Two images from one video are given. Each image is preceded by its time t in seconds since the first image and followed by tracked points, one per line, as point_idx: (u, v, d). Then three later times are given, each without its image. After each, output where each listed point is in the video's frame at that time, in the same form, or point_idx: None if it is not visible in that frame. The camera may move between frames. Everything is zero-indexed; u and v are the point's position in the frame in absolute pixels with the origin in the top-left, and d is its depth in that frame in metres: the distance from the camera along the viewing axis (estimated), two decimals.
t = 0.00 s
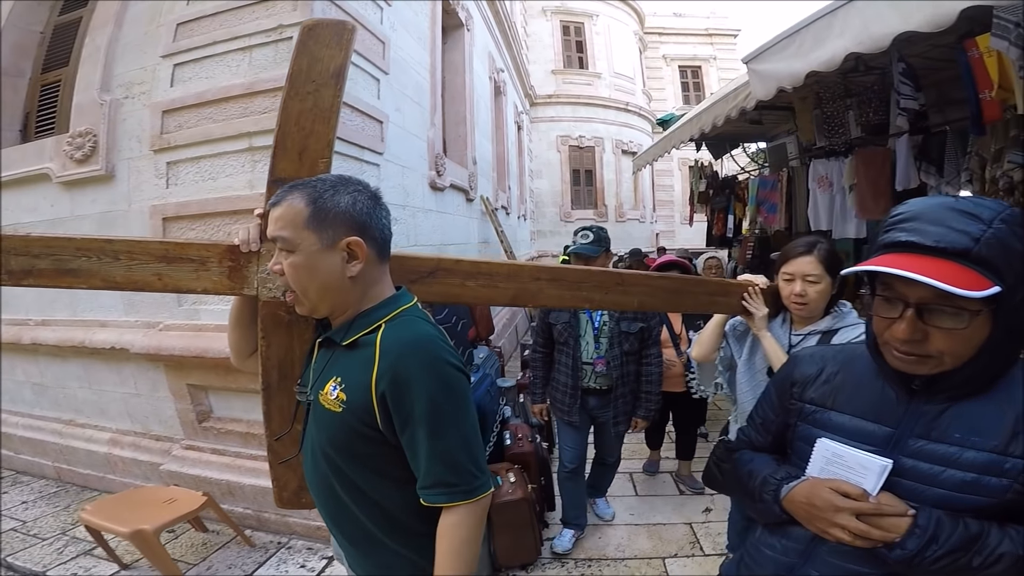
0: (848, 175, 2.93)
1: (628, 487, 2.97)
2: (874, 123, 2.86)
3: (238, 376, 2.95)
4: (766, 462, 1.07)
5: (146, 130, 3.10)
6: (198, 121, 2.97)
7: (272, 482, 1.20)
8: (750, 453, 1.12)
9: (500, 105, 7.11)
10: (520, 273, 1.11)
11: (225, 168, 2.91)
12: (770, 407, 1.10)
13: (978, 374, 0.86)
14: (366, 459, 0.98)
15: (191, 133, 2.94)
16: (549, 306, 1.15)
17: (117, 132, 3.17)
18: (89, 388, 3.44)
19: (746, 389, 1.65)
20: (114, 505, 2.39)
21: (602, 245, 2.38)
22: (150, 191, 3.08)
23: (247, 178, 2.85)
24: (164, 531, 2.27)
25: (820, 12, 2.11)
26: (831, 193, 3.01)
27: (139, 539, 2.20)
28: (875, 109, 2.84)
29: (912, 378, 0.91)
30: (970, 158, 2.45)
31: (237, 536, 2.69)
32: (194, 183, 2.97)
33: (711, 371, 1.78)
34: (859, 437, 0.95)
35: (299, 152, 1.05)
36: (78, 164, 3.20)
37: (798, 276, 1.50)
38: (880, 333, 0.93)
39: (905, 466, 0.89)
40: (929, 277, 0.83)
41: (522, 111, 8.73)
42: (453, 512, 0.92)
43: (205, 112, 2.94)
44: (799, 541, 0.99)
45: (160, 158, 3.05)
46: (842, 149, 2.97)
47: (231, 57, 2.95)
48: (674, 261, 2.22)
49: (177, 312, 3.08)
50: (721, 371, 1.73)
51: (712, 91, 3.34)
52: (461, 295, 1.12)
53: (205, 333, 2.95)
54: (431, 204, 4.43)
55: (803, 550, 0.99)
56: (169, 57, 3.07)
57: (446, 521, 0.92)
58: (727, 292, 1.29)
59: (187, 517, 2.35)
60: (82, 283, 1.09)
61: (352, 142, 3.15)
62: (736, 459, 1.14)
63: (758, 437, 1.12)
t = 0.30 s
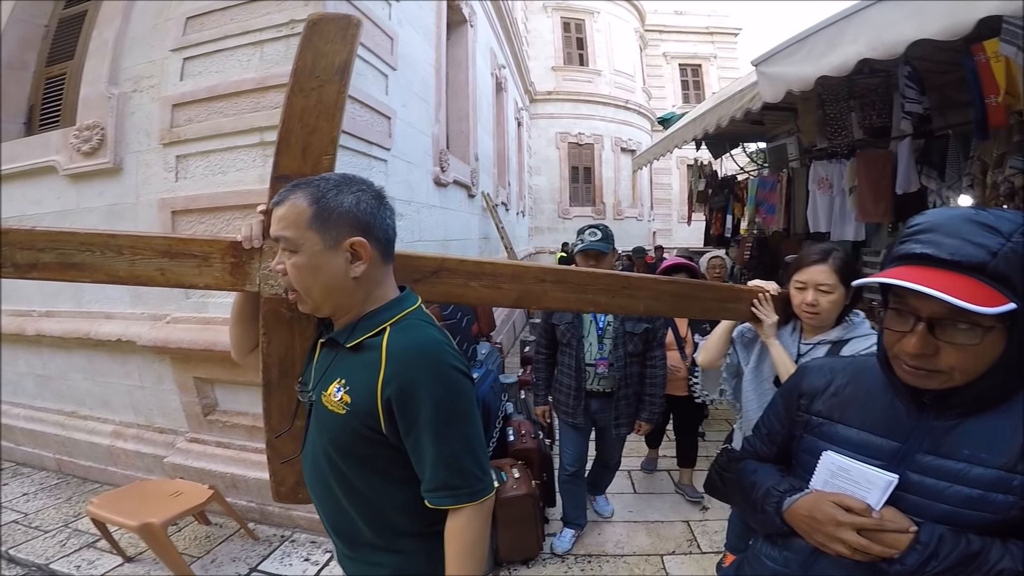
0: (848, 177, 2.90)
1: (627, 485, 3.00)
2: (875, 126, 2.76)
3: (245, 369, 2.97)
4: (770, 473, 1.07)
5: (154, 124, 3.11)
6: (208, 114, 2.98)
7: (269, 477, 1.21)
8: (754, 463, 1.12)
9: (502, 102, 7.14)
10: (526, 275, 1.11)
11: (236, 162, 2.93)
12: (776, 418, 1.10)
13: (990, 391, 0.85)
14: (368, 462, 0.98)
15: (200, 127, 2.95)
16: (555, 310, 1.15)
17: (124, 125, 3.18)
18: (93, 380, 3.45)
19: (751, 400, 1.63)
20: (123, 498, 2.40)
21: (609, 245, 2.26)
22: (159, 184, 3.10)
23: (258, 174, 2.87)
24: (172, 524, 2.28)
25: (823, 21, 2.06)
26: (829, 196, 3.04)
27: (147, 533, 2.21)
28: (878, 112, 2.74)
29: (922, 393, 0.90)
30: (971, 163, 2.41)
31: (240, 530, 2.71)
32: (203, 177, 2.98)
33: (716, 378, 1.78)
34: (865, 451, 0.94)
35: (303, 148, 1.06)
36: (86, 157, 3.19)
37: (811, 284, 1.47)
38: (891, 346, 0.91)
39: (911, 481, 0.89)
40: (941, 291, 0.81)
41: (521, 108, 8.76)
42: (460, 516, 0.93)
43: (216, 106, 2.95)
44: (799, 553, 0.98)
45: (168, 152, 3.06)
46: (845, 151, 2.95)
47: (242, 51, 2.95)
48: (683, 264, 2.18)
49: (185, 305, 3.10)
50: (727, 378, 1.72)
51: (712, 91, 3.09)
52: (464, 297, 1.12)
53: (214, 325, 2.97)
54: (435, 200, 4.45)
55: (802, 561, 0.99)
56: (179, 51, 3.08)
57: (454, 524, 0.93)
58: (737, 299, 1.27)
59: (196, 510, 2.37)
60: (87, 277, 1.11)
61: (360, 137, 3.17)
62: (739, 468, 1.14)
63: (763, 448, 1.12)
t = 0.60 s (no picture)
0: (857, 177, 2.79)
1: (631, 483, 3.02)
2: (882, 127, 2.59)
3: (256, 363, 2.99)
4: (773, 485, 1.07)
5: (167, 119, 3.13)
6: (222, 110, 2.99)
7: (271, 472, 1.23)
8: (758, 474, 1.12)
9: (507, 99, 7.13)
10: (534, 275, 1.11)
11: (251, 158, 2.94)
12: (782, 430, 1.09)
13: (1000, 407, 0.84)
14: (371, 461, 0.98)
15: (213, 123, 2.97)
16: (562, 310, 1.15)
17: (136, 120, 3.21)
18: (104, 374, 3.49)
19: (763, 406, 1.61)
20: (132, 492, 2.44)
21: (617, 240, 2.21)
22: (172, 179, 3.12)
23: (272, 169, 2.88)
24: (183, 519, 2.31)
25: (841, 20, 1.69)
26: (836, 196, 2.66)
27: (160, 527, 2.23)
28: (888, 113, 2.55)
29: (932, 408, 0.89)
30: (980, 165, 2.41)
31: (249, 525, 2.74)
32: (217, 172, 3.01)
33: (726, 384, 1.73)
34: (872, 466, 0.93)
35: (311, 143, 1.06)
36: (97, 152, 3.22)
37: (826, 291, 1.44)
38: (902, 359, 0.89)
39: (918, 497, 0.88)
40: (954, 307, 0.78)
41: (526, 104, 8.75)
42: (468, 514, 0.94)
43: (229, 102, 2.97)
44: (800, 566, 1.00)
45: (182, 147, 3.08)
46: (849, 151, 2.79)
47: (255, 46, 2.95)
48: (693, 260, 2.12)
49: (197, 299, 3.10)
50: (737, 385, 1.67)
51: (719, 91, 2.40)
52: (470, 295, 1.13)
53: (226, 319, 2.99)
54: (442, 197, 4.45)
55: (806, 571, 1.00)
56: (191, 46, 3.09)
57: (464, 523, 0.94)
58: (749, 303, 1.22)
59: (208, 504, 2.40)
60: (95, 270, 1.13)
61: (370, 133, 3.18)
62: (743, 480, 1.13)
63: (766, 459, 1.11)
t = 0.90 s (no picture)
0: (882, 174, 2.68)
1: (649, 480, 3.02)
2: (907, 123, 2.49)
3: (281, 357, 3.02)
4: (786, 501, 1.06)
5: (195, 116, 3.17)
6: (249, 107, 3.02)
7: (288, 466, 1.25)
8: (771, 488, 1.11)
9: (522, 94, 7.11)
10: (555, 273, 1.11)
11: (278, 154, 2.98)
12: (797, 444, 1.08)
13: None
14: (386, 461, 1.00)
15: (242, 120, 3.01)
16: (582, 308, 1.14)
17: (164, 116, 3.26)
18: (133, 367, 3.57)
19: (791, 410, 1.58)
20: (162, 485, 2.51)
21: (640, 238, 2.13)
22: (200, 175, 3.16)
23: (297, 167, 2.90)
24: (213, 513, 2.37)
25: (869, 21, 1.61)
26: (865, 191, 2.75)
27: (190, 520, 2.31)
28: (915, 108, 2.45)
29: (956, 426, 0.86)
30: (1010, 163, 2.33)
31: (274, 518, 2.80)
32: (244, 169, 3.04)
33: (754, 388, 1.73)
34: (890, 482, 0.92)
35: (331, 140, 1.07)
36: (126, 148, 3.33)
37: (863, 292, 1.32)
38: (925, 376, 0.85)
39: (935, 514, 0.87)
40: (975, 326, 0.73)
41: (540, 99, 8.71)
42: (485, 516, 0.94)
43: (255, 98, 3.00)
44: None
45: (210, 144, 3.13)
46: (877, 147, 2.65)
47: (281, 43, 2.98)
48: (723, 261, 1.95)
49: (226, 294, 3.17)
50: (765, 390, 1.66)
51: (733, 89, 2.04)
52: (490, 293, 1.13)
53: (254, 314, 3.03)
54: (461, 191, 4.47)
55: None
56: (218, 43, 3.13)
57: (481, 523, 0.95)
58: (781, 306, 1.19)
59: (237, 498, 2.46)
60: (120, 265, 1.16)
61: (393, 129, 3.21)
62: (756, 494, 1.13)
63: (780, 473, 1.11)
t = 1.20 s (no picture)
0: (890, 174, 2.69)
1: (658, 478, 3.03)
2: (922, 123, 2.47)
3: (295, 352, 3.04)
4: (787, 513, 1.02)
5: (212, 111, 3.18)
6: (266, 102, 3.03)
7: (293, 464, 1.26)
8: (772, 500, 1.08)
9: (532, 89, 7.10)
10: (564, 272, 1.11)
11: (294, 149, 2.98)
12: (798, 458, 1.05)
13: None
14: (387, 462, 1.00)
15: (259, 114, 3.01)
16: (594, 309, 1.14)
17: (180, 111, 3.26)
18: (146, 361, 3.59)
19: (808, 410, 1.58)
20: (179, 481, 2.54)
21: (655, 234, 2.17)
22: (217, 170, 3.17)
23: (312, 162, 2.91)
24: (230, 509, 2.40)
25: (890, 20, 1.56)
26: (870, 191, 2.82)
27: (207, 515, 2.34)
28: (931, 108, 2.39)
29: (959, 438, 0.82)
30: None
31: (288, 514, 2.82)
32: (261, 164, 3.04)
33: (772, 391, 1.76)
34: (892, 495, 0.88)
35: (338, 136, 1.07)
36: (144, 143, 3.33)
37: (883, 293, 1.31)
38: (927, 389, 0.84)
39: (937, 527, 0.83)
40: (975, 338, 0.71)
41: (549, 95, 8.72)
42: (485, 520, 0.95)
43: (272, 94, 3.01)
44: None
45: (227, 139, 3.13)
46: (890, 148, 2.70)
47: (298, 39, 2.99)
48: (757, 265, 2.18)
49: (239, 289, 3.18)
50: (782, 391, 1.67)
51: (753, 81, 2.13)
52: (498, 292, 1.13)
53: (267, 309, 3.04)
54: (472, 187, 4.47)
55: None
56: (235, 38, 3.13)
57: (481, 527, 0.95)
58: (798, 306, 1.18)
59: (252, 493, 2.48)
60: (129, 261, 1.17)
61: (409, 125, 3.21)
62: (756, 506, 1.10)
63: (781, 484, 1.08)
